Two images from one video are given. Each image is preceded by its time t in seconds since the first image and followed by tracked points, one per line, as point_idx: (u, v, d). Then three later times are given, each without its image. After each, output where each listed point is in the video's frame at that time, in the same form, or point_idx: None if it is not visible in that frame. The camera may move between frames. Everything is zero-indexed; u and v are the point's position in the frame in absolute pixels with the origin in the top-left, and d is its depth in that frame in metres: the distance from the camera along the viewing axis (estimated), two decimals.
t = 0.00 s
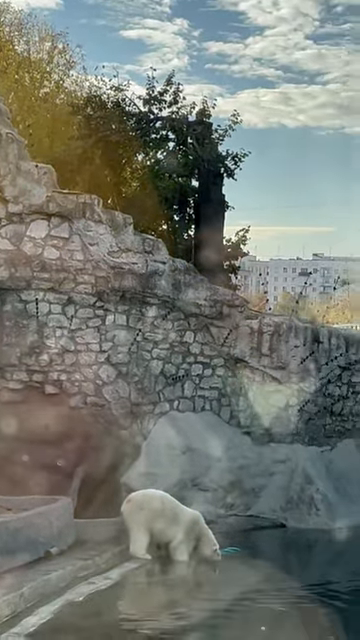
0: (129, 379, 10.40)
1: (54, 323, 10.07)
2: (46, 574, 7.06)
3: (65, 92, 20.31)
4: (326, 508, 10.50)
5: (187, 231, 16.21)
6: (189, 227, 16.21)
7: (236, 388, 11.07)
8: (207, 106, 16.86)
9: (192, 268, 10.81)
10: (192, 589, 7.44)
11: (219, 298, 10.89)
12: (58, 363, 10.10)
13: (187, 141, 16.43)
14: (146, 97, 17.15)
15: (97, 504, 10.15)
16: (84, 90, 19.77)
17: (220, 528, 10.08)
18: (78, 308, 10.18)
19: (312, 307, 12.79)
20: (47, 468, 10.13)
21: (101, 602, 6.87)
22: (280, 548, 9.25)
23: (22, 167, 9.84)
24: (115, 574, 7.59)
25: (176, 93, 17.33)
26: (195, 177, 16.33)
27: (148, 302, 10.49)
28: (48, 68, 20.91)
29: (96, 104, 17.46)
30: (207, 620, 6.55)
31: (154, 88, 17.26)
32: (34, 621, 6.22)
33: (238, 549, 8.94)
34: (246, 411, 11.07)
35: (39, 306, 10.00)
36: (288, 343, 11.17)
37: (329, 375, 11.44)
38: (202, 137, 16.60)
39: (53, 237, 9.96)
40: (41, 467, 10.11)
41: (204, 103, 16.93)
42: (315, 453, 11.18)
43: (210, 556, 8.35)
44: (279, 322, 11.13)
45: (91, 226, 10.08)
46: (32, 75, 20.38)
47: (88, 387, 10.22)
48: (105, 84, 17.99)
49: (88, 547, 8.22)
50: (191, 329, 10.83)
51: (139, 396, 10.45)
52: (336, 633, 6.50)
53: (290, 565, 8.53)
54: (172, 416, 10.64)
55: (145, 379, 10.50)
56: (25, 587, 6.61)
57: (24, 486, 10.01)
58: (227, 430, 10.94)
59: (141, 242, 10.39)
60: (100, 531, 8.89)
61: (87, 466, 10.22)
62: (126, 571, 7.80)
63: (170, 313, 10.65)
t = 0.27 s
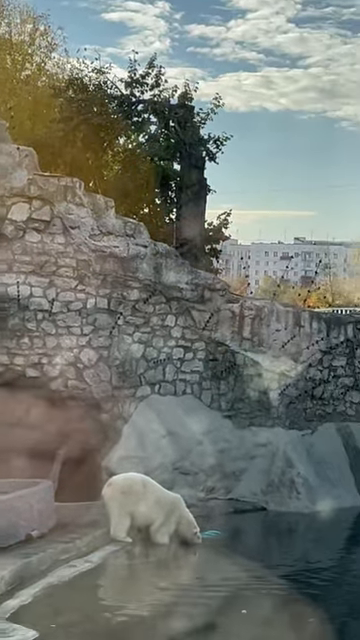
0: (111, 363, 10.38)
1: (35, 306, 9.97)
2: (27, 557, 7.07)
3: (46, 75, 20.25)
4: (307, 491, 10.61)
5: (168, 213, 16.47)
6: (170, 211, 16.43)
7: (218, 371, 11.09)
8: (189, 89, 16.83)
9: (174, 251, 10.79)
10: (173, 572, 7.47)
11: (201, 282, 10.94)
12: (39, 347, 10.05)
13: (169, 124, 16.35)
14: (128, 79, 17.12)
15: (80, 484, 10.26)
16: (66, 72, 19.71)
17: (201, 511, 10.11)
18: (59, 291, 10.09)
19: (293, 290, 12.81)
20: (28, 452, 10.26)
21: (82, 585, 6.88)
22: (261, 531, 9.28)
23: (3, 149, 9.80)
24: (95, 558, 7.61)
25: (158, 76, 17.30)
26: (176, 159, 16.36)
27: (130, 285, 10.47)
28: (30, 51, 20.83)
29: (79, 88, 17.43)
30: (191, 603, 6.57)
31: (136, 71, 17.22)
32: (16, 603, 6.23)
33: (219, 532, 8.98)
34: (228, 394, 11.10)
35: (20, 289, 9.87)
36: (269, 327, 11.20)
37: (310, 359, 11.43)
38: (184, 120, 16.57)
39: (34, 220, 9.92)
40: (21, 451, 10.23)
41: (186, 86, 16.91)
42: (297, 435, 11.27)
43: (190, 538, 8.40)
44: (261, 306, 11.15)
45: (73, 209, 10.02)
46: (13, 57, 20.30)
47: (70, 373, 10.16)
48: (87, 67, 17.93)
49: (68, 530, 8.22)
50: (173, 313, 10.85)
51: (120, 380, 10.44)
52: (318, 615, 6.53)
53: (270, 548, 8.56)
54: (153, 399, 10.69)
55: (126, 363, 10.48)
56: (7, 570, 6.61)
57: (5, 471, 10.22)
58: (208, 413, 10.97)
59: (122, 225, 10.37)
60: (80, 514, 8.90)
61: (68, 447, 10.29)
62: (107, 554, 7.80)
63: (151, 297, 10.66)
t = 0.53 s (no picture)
0: (94, 342, 10.35)
1: (18, 285, 9.86)
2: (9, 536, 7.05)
3: (29, 53, 20.16)
4: (288, 471, 10.69)
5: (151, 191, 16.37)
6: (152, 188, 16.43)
7: (201, 350, 11.13)
8: (173, 68, 16.79)
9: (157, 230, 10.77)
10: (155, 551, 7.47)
11: (184, 261, 10.92)
12: (22, 326, 9.96)
13: (153, 104, 16.20)
14: (112, 58, 17.06)
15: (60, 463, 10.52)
16: (49, 51, 19.64)
17: (183, 490, 10.13)
18: (42, 270, 9.98)
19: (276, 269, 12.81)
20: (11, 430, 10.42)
21: (65, 564, 6.88)
22: (243, 510, 9.31)
23: None
24: (78, 537, 7.60)
25: (141, 55, 17.24)
26: (160, 139, 16.10)
27: (113, 264, 10.46)
28: (13, 29, 20.73)
29: (62, 66, 17.27)
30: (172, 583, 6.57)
31: (120, 49, 17.16)
32: None
33: (200, 511, 9.00)
34: (210, 375, 11.18)
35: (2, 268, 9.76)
36: (252, 306, 11.26)
37: (292, 339, 11.62)
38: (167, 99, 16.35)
39: (17, 198, 9.71)
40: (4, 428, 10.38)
41: (170, 65, 16.86)
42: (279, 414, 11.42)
43: (171, 517, 8.43)
44: (243, 285, 11.20)
45: (56, 187, 9.85)
46: None
47: (52, 352, 10.12)
48: (70, 44, 17.85)
49: (51, 508, 8.21)
50: (155, 292, 10.83)
51: (103, 359, 10.42)
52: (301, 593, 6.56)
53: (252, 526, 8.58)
54: (135, 378, 10.64)
55: (108, 342, 10.49)
56: None
57: None
58: (190, 392, 10.98)
59: (105, 203, 10.28)
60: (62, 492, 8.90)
61: (50, 426, 10.48)
62: (89, 533, 7.80)
63: (134, 276, 10.63)
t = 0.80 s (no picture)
0: (82, 315, 10.35)
1: (7, 258, 9.88)
2: None
3: (18, 24, 20.07)
4: (276, 444, 10.69)
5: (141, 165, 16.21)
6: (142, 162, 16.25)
7: (190, 324, 11.12)
8: (163, 40, 16.73)
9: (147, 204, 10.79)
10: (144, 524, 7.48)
11: (173, 235, 10.95)
12: (11, 299, 9.98)
13: (142, 77, 16.26)
14: (101, 30, 17.00)
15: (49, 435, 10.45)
16: (39, 22, 19.55)
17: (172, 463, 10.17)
18: (31, 244, 9.99)
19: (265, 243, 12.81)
20: None
21: (53, 537, 6.88)
22: (232, 483, 9.34)
23: None
24: (66, 510, 7.61)
25: (131, 27, 17.17)
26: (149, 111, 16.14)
27: (102, 238, 10.44)
28: None
29: (51, 39, 17.13)
30: (161, 556, 6.58)
31: (109, 21, 17.10)
32: None
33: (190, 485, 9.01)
34: (199, 349, 11.11)
35: None
36: (241, 280, 11.25)
37: (281, 313, 11.62)
38: (157, 72, 16.39)
39: (5, 170, 9.73)
40: None
41: (160, 37, 16.79)
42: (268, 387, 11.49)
43: (160, 491, 8.41)
44: (232, 259, 11.22)
45: (45, 160, 9.86)
46: None
47: (41, 325, 10.10)
48: (60, 16, 17.77)
49: (39, 481, 8.23)
50: (144, 266, 10.81)
51: (92, 332, 10.42)
52: (290, 566, 6.57)
53: (240, 500, 8.63)
54: (124, 352, 10.66)
55: (98, 316, 10.47)
56: None
57: None
58: (178, 366, 10.94)
59: (94, 176, 10.27)
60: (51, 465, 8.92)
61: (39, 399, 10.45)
62: (77, 507, 7.80)
63: (123, 250, 10.63)
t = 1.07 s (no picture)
0: (79, 286, 10.34)
1: (3, 227, 9.87)
2: None
3: None
4: (272, 413, 10.84)
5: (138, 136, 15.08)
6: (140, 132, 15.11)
7: (186, 294, 11.14)
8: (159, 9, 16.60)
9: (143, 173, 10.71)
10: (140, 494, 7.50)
11: (169, 204, 10.82)
12: (6, 268, 9.94)
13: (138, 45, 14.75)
14: None
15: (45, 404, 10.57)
16: None
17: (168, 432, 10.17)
18: (27, 213, 9.96)
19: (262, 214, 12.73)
20: None
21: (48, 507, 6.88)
22: (227, 453, 9.35)
23: None
24: (62, 480, 7.59)
25: None
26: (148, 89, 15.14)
27: (98, 208, 10.36)
28: None
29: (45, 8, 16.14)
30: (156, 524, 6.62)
31: None
32: None
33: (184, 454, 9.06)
34: (195, 320, 11.16)
35: None
36: (237, 251, 11.30)
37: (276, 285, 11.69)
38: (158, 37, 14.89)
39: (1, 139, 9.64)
40: None
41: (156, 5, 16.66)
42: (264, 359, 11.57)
43: (154, 460, 8.48)
44: (229, 230, 11.20)
45: (41, 129, 9.74)
46: None
47: (37, 295, 10.07)
48: None
49: (35, 451, 8.22)
50: (141, 236, 10.79)
51: (88, 303, 10.42)
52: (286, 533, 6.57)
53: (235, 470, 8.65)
54: (121, 322, 10.70)
55: (94, 286, 10.47)
56: None
57: None
58: (174, 337, 11.01)
59: (90, 145, 10.14)
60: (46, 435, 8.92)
61: (35, 369, 10.56)
62: (73, 478, 7.81)
63: (119, 219, 10.58)
